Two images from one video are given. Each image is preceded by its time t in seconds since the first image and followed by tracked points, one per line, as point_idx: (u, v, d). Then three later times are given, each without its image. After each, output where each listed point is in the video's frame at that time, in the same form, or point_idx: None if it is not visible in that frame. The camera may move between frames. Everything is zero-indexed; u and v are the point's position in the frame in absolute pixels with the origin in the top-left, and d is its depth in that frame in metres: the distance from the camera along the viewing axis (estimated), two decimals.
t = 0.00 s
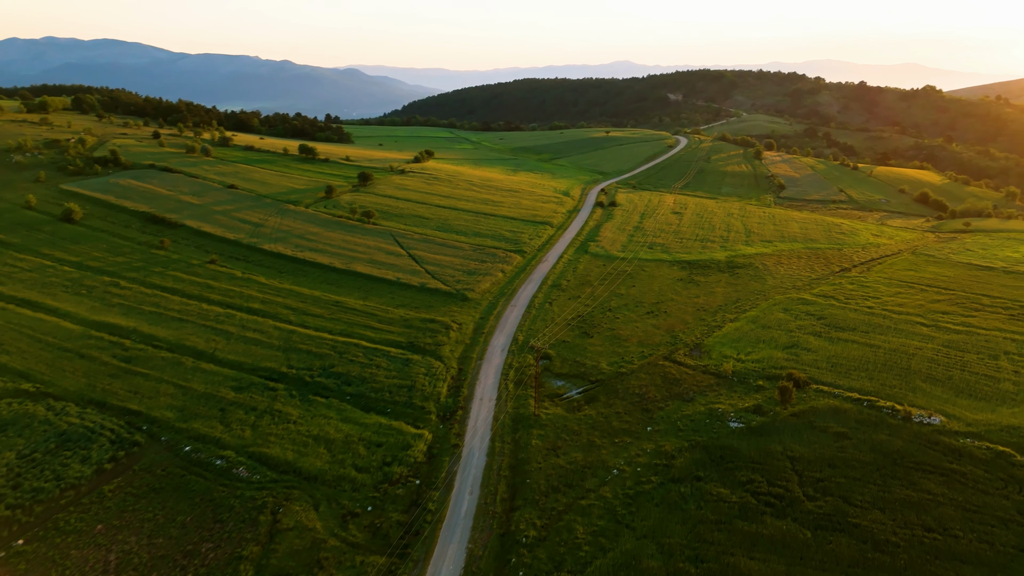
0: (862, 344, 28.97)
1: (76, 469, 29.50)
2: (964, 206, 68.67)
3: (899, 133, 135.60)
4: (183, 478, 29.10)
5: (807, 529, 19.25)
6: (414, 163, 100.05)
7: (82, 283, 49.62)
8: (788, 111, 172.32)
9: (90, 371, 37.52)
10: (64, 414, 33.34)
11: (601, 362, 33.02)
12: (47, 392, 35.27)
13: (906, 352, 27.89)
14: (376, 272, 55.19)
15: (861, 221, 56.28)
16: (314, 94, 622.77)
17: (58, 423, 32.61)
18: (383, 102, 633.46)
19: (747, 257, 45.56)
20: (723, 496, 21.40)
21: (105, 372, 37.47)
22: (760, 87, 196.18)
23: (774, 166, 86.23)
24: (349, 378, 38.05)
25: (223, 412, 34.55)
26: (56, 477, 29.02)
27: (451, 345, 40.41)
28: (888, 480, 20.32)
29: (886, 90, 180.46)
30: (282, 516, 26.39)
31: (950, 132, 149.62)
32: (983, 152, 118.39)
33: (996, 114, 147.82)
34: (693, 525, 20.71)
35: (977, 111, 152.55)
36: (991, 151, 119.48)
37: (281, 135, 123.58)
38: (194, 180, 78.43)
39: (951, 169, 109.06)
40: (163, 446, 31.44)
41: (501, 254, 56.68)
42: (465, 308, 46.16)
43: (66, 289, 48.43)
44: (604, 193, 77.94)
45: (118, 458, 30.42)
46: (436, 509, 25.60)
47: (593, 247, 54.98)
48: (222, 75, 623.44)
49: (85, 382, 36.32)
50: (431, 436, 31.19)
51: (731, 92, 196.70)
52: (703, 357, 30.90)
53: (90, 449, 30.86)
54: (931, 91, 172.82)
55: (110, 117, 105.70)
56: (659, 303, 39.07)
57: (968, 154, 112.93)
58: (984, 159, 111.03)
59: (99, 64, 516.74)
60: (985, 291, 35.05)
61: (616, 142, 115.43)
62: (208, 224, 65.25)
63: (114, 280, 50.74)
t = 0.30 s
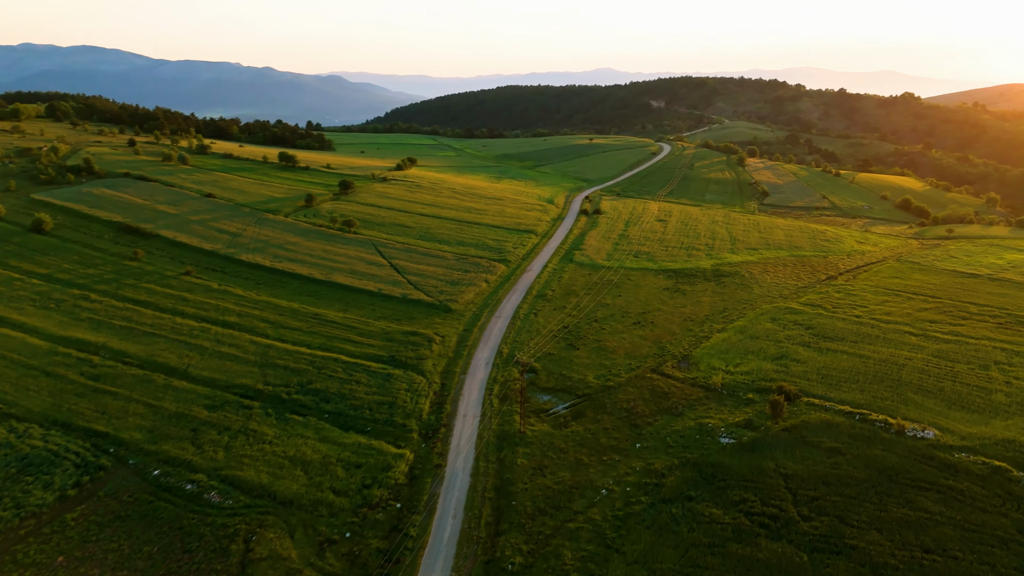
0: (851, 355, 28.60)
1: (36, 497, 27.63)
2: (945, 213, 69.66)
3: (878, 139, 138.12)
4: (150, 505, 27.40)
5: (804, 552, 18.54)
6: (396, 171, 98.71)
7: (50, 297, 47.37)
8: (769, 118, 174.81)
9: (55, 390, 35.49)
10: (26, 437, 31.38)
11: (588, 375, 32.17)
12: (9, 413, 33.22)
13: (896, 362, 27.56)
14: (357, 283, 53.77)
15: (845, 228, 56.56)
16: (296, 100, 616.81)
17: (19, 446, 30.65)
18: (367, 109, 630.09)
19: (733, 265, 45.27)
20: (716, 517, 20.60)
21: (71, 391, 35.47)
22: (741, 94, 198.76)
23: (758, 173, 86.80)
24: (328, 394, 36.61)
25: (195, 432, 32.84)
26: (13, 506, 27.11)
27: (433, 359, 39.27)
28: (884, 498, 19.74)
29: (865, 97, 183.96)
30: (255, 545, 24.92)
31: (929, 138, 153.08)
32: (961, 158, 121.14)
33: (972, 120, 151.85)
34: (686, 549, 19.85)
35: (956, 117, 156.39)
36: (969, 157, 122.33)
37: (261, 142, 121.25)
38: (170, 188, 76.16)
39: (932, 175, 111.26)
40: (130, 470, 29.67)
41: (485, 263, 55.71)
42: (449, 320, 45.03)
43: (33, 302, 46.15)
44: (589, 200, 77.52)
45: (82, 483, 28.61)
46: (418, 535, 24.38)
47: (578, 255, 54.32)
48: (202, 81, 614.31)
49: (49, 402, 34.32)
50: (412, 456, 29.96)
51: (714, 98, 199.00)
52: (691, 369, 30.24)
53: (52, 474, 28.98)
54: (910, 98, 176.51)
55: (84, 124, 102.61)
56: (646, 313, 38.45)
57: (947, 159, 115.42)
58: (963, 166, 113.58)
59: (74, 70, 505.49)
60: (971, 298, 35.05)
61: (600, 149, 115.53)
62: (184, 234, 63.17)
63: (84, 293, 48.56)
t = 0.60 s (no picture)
0: (841, 366, 28.21)
1: None
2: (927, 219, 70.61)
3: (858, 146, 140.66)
4: (114, 534, 25.70)
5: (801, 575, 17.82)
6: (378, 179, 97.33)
7: (16, 311, 45.05)
8: (751, 125, 177.19)
9: (17, 410, 33.43)
10: None
11: (574, 389, 31.34)
12: None
13: (886, 373, 27.22)
14: (337, 294, 52.32)
15: (829, 235, 56.80)
16: (277, 107, 610.37)
17: None
18: (350, 116, 626.08)
19: (719, 273, 44.96)
20: (709, 539, 19.82)
21: (35, 412, 33.45)
22: (722, 101, 201.34)
23: (741, 180, 87.32)
24: (305, 411, 35.13)
25: (165, 454, 31.12)
26: None
27: (415, 373, 38.11)
28: (881, 517, 19.15)
29: (845, 104, 187.51)
30: None
31: (909, 145, 156.42)
32: (941, 164, 123.80)
33: (951, 126, 155.47)
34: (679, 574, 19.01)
35: (935, 123, 160.06)
36: (948, 163, 125.00)
37: (241, 150, 118.92)
38: (145, 197, 73.81)
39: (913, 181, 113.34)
40: (95, 496, 27.88)
41: (468, 273, 54.74)
42: (431, 333, 43.90)
43: None
44: (573, 208, 77.12)
45: (43, 511, 26.77)
46: (398, 562, 23.12)
47: (563, 264, 53.66)
48: (181, 88, 604.90)
49: (11, 423, 32.29)
50: (393, 476, 28.72)
51: (696, 105, 201.28)
52: (679, 382, 29.56)
53: (11, 502, 27.08)
54: (889, 105, 180.21)
55: (57, 132, 99.42)
56: (632, 324, 37.81)
57: (927, 166, 117.60)
58: (943, 172, 116.00)
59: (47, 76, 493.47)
60: (957, 306, 35.07)
61: (583, 156, 115.64)
62: (159, 244, 61.03)
63: (52, 307, 46.32)
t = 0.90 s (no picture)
0: (831, 377, 27.80)
1: None
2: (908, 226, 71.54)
3: (839, 153, 142.92)
4: (74, 567, 23.96)
5: None
6: (360, 187, 95.81)
7: None
8: (733, 131, 179.53)
9: None
10: None
11: (561, 404, 30.49)
12: None
13: (876, 384, 26.88)
14: (317, 305, 50.85)
15: (813, 242, 57.03)
16: (258, 114, 603.02)
17: None
18: (333, 123, 620.82)
19: (705, 281, 44.64)
20: (702, 562, 19.02)
21: None
22: (704, 107, 203.75)
23: (725, 187, 87.79)
24: (281, 430, 33.60)
25: (132, 477, 29.37)
26: None
27: (396, 389, 36.94)
28: (877, 537, 18.58)
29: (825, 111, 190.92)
30: None
31: (889, 151, 159.64)
32: (920, 171, 126.29)
33: (930, 133, 158.98)
34: None
35: (913, 130, 163.60)
36: (927, 170, 127.54)
37: (219, 157, 116.35)
38: (119, 206, 71.40)
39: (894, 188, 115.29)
40: (56, 524, 26.03)
41: (451, 282, 53.76)
42: (412, 345, 42.76)
43: None
44: (557, 216, 76.64)
45: None
46: None
47: (547, 273, 52.95)
48: (159, 94, 594.46)
49: None
50: (373, 499, 27.45)
51: (678, 112, 203.36)
52: (667, 395, 28.88)
53: None
54: (867, 112, 183.95)
55: (28, 138, 96.01)
56: (618, 334, 37.16)
57: (907, 172, 119.76)
58: (922, 179, 118.28)
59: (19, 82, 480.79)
60: (944, 314, 35.05)
61: (567, 163, 115.54)
62: (132, 254, 58.82)
63: (18, 321, 44.03)
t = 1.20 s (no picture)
0: (820, 388, 27.41)
1: None
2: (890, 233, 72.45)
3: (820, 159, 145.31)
4: None
5: None
6: (341, 194, 94.22)
7: None
8: (715, 138, 181.76)
9: None
10: None
11: (547, 419, 29.67)
12: None
13: (867, 396, 26.52)
14: (295, 317, 49.32)
15: (797, 249, 57.25)
16: (239, 121, 595.22)
17: None
18: (315, 129, 615.08)
19: (691, 289, 44.31)
20: None
21: None
22: (686, 114, 206.11)
23: (708, 193, 88.28)
24: (256, 449, 32.04)
25: (96, 503, 27.60)
26: None
27: (377, 405, 35.73)
28: (874, 558, 18.01)
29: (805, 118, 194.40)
30: None
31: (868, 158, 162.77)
32: (900, 177, 128.70)
33: (908, 139, 162.40)
34: None
35: (892, 136, 167.02)
36: (907, 176, 130.03)
37: (198, 165, 113.59)
38: (91, 215, 68.90)
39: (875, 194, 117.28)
40: (12, 555, 24.17)
41: (433, 292, 52.74)
42: (394, 359, 41.60)
43: None
44: (541, 223, 76.09)
45: None
46: None
47: (532, 282, 52.22)
48: (136, 100, 583.21)
49: None
50: (351, 523, 26.17)
51: (660, 119, 205.33)
52: (655, 408, 28.21)
53: None
54: (845, 119, 187.81)
55: None
56: (604, 345, 36.50)
57: (887, 179, 122.10)
58: (902, 185, 120.55)
59: None
60: (931, 322, 35.03)
61: (551, 170, 115.40)
62: (104, 265, 56.54)
63: None
